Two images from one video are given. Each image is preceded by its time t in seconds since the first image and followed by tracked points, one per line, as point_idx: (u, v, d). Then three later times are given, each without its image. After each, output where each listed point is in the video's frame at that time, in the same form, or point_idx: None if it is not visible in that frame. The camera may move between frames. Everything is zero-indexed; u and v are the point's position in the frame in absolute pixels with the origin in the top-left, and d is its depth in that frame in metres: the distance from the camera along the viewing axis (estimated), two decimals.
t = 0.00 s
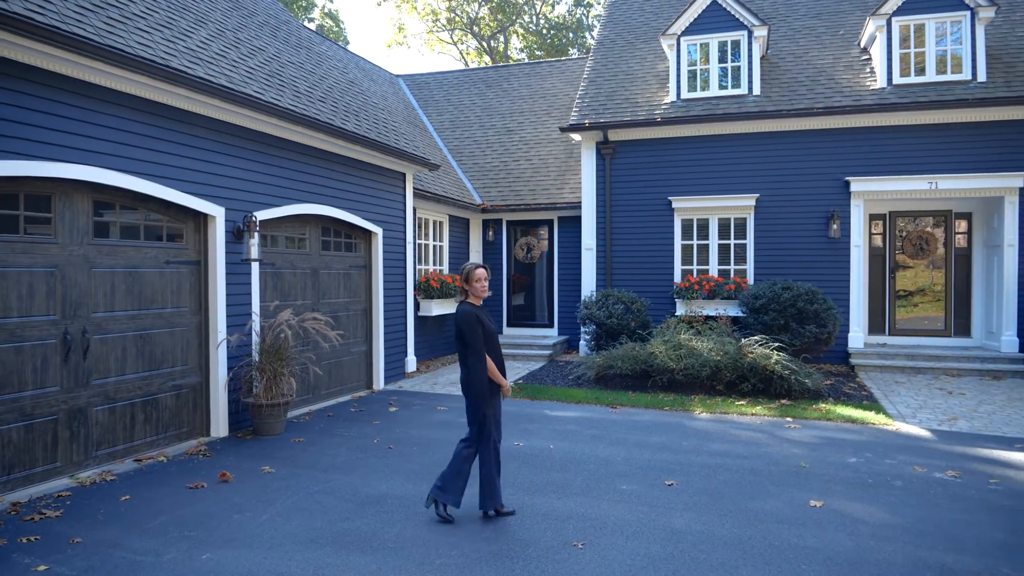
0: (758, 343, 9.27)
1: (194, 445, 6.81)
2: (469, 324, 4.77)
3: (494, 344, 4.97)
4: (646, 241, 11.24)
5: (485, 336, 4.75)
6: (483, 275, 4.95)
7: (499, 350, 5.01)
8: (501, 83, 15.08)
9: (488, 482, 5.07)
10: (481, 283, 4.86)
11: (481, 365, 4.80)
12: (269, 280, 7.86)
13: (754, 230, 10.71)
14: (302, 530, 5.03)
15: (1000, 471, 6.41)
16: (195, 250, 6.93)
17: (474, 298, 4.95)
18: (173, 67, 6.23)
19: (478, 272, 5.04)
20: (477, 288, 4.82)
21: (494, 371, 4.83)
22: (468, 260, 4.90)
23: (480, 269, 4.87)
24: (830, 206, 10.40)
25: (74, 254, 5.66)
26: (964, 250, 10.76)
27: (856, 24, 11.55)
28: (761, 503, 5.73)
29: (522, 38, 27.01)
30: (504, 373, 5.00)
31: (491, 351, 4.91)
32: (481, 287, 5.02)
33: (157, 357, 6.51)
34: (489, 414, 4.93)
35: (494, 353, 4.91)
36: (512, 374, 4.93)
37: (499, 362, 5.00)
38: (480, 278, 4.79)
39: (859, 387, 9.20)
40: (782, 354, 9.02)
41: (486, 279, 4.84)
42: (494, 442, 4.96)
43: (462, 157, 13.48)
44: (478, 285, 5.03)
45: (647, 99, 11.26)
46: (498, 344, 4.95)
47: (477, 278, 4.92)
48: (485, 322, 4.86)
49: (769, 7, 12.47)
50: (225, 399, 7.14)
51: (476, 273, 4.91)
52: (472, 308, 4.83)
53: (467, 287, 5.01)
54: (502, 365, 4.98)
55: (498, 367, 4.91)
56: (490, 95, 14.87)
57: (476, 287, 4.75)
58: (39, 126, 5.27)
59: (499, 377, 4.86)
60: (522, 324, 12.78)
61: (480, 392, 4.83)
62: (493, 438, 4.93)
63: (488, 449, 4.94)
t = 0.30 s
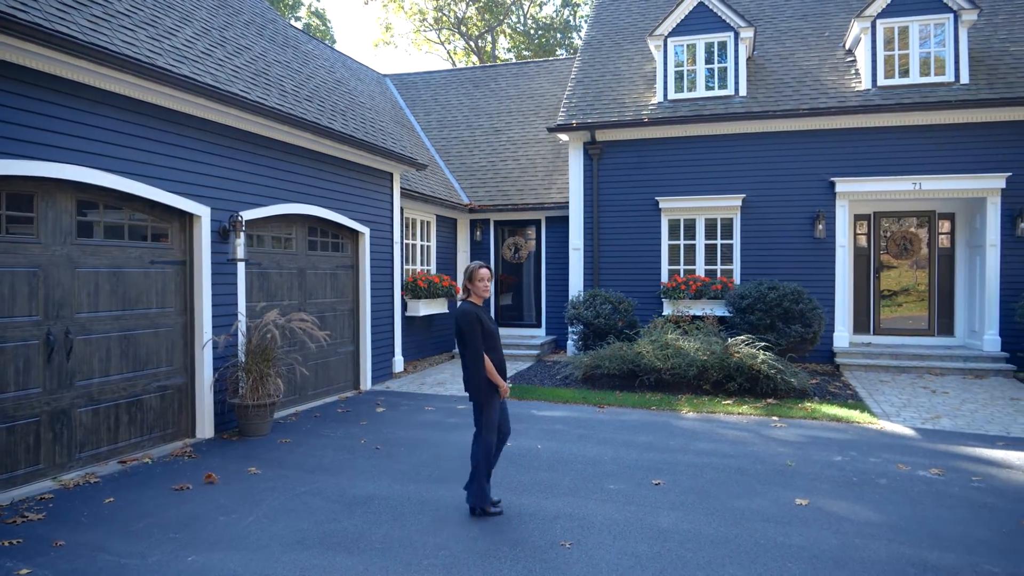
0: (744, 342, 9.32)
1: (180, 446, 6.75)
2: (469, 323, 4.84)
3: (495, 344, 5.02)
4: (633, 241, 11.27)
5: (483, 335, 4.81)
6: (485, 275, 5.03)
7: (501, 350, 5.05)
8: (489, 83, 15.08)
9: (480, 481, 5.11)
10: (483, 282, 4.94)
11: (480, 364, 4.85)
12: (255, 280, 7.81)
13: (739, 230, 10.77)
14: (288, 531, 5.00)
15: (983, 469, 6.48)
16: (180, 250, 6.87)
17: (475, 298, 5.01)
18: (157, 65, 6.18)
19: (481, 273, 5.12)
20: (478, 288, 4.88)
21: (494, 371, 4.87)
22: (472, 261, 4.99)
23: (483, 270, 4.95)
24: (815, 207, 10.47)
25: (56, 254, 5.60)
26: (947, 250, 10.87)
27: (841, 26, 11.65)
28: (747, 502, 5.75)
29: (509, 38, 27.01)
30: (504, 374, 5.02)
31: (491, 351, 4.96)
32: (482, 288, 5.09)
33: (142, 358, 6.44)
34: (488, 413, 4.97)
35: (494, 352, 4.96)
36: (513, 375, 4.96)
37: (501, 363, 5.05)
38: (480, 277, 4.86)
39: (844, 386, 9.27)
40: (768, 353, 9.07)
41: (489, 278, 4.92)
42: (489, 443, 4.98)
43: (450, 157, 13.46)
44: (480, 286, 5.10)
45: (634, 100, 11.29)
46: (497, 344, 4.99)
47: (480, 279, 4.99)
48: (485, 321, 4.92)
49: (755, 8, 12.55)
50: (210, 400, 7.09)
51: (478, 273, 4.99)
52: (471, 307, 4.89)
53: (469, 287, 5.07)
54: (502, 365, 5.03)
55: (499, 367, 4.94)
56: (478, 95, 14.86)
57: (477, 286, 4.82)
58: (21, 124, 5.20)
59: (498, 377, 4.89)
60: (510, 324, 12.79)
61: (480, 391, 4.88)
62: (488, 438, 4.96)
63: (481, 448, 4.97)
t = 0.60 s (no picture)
0: (731, 342, 9.36)
1: (165, 448, 6.69)
2: (469, 322, 4.92)
3: (496, 344, 5.08)
4: (621, 241, 11.29)
5: (481, 333, 4.88)
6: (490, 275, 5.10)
7: (501, 350, 5.11)
8: (476, 83, 15.06)
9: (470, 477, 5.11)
10: (487, 282, 5.01)
11: (478, 362, 4.92)
12: (241, 280, 7.75)
13: (726, 230, 10.81)
14: (275, 533, 4.96)
15: (966, 467, 6.54)
16: (166, 249, 6.81)
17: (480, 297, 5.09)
18: (142, 64, 6.12)
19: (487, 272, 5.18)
20: (481, 287, 4.94)
21: (492, 370, 4.92)
22: (478, 261, 5.07)
23: (486, 269, 5.02)
24: (801, 207, 10.53)
25: (40, 254, 5.54)
26: (932, 250, 10.97)
27: (827, 28, 11.73)
28: (734, 500, 5.77)
29: (498, 38, 27.01)
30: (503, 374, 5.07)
31: (491, 350, 5.02)
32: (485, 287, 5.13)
33: (127, 359, 6.37)
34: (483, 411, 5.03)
35: (494, 352, 5.02)
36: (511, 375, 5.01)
37: (500, 363, 5.10)
38: (482, 277, 4.94)
39: (830, 385, 9.34)
40: (754, 353, 9.12)
41: (494, 278, 4.98)
42: (477, 438, 5.02)
43: (438, 157, 13.44)
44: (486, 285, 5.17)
45: (622, 100, 11.32)
46: (498, 344, 5.04)
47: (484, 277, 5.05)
48: (487, 321, 4.98)
49: (741, 10, 12.61)
50: (196, 401, 7.03)
51: (482, 273, 5.07)
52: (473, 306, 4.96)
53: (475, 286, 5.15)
54: (502, 365, 5.07)
55: (497, 366, 5.00)
56: (466, 95, 14.84)
57: (480, 286, 4.89)
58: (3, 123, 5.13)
59: (495, 377, 4.94)
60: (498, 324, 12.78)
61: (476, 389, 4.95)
62: (478, 435, 5.01)
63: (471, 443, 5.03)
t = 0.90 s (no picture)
0: (718, 342, 9.39)
1: (150, 449, 6.63)
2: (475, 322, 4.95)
3: (502, 344, 5.11)
4: (609, 241, 11.31)
5: (485, 333, 4.90)
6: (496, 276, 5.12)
7: (507, 350, 5.14)
8: (465, 82, 15.04)
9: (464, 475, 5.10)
10: (492, 284, 5.04)
11: (482, 362, 4.95)
12: (227, 280, 7.70)
13: (714, 230, 10.85)
14: (262, 534, 4.93)
15: (951, 465, 6.59)
16: (151, 249, 6.75)
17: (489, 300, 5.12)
18: (127, 62, 6.07)
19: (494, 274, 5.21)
20: (487, 288, 4.97)
21: (496, 370, 4.95)
22: (482, 262, 5.10)
23: (489, 271, 5.06)
24: (788, 207, 10.59)
25: (23, 254, 5.47)
26: (917, 250, 11.06)
27: (813, 29, 11.81)
28: (721, 499, 5.79)
29: (486, 38, 27.00)
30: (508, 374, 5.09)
31: (496, 350, 5.04)
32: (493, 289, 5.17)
33: (111, 360, 6.31)
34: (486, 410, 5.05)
35: (499, 352, 5.05)
36: (516, 375, 5.03)
37: (506, 363, 5.13)
38: (487, 278, 4.97)
39: (816, 384, 9.39)
40: (742, 352, 9.15)
41: (500, 281, 4.99)
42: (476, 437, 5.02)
43: (426, 156, 13.41)
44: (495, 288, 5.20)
45: (610, 101, 11.34)
46: (504, 345, 5.07)
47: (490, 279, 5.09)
48: (492, 321, 5.01)
49: (729, 11, 12.68)
50: (182, 402, 6.97)
51: (489, 274, 5.10)
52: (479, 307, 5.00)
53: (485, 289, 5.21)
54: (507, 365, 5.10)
55: (502, 366, 5.02)
56: (454, 94, 14.83)
57: (484, 287, 4.92)
58: None
59: (499, 377, 4.97)
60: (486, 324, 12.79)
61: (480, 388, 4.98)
62: (478, 434, 5.00)
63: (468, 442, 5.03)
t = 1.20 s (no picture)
0: (706, 342, 9.42)
1: (136, 451, 6.57)
2: (482, 321, 4.96)
3: (511, 342, 5.12)
4: (598, 241, 11.32)
5: (492, 332, 4.91)
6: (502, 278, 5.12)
7: (516, 349, 5.14)
8: (453, 82, 15.03)
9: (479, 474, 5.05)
10: (499, 284, 5.04)
11: (491, 361, 4.96)
12: (214, 281, 7.65)
13: (701, 230, 10.90)
14: (249, 536, 4.89)
15: (935, 463, 6.65)
16: (136, 249, 6.69)
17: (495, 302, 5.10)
18: (113, 61, 6.01)
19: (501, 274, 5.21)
20: (492, 287, 4.97)
21: (504, 368, 4.93)
22: (486, 264, 5.11)
23: (495, 270, 5.04)
24: (775, 208, 10.65)
25: (5, 254, 5.40)
26: (902, 250, 11.14)
27: (799, 31, 11.88)
28: (709, 498, 5.81)
29: (474, 37, 26.99)
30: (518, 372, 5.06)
31: (503, 349, 5.03)
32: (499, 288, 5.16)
33: (96, 361, 6.24)
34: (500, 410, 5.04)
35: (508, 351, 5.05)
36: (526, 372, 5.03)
37: (516, 361, 5.13)
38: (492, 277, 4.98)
39: (803, 384, 9.44)
40: (729, 352, 9.19)
41: (506, 280, 4.97)
42: (502, 442, 5.01)
43: (415, 156, 13.38)
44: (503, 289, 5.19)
45: (599, 101, 11.36)
46: (512, 343, 5.05)
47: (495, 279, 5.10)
48: (499, 320, 5.01)
49: (716, 12, 12.73)
50: (168, 403, 6.92)
51: (493, 274, 5.11)
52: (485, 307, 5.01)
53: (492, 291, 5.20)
54: (516, 363, 5.07)
55: (512, 364, 5.02)
56: (442, 94, 14.81)
57: (489, 287, 4.93)
58: None
59: (508, 374, 4.95)
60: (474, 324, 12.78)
61: (490, 387, 4.98)
62: (502, 436, 4.98)
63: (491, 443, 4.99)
